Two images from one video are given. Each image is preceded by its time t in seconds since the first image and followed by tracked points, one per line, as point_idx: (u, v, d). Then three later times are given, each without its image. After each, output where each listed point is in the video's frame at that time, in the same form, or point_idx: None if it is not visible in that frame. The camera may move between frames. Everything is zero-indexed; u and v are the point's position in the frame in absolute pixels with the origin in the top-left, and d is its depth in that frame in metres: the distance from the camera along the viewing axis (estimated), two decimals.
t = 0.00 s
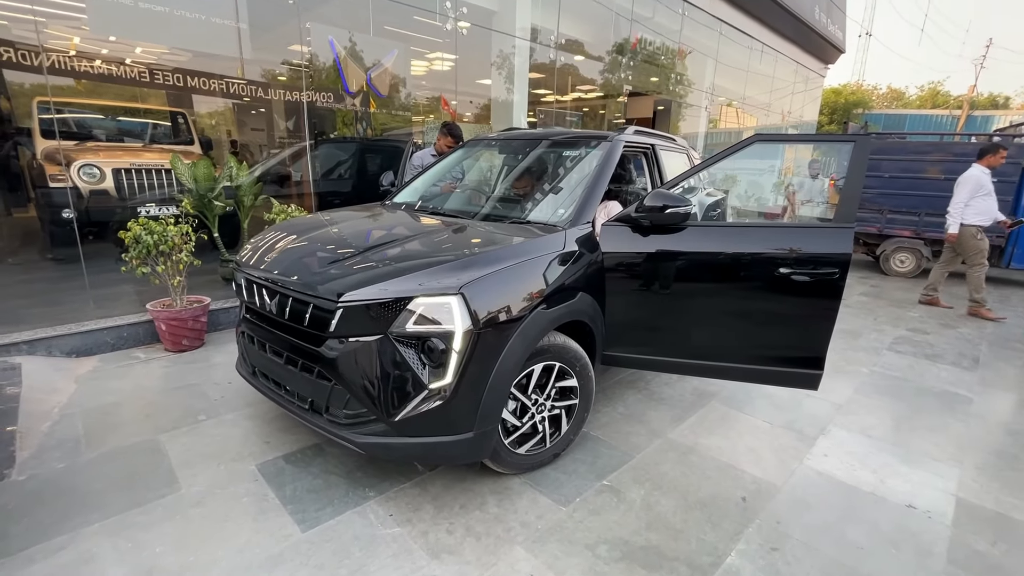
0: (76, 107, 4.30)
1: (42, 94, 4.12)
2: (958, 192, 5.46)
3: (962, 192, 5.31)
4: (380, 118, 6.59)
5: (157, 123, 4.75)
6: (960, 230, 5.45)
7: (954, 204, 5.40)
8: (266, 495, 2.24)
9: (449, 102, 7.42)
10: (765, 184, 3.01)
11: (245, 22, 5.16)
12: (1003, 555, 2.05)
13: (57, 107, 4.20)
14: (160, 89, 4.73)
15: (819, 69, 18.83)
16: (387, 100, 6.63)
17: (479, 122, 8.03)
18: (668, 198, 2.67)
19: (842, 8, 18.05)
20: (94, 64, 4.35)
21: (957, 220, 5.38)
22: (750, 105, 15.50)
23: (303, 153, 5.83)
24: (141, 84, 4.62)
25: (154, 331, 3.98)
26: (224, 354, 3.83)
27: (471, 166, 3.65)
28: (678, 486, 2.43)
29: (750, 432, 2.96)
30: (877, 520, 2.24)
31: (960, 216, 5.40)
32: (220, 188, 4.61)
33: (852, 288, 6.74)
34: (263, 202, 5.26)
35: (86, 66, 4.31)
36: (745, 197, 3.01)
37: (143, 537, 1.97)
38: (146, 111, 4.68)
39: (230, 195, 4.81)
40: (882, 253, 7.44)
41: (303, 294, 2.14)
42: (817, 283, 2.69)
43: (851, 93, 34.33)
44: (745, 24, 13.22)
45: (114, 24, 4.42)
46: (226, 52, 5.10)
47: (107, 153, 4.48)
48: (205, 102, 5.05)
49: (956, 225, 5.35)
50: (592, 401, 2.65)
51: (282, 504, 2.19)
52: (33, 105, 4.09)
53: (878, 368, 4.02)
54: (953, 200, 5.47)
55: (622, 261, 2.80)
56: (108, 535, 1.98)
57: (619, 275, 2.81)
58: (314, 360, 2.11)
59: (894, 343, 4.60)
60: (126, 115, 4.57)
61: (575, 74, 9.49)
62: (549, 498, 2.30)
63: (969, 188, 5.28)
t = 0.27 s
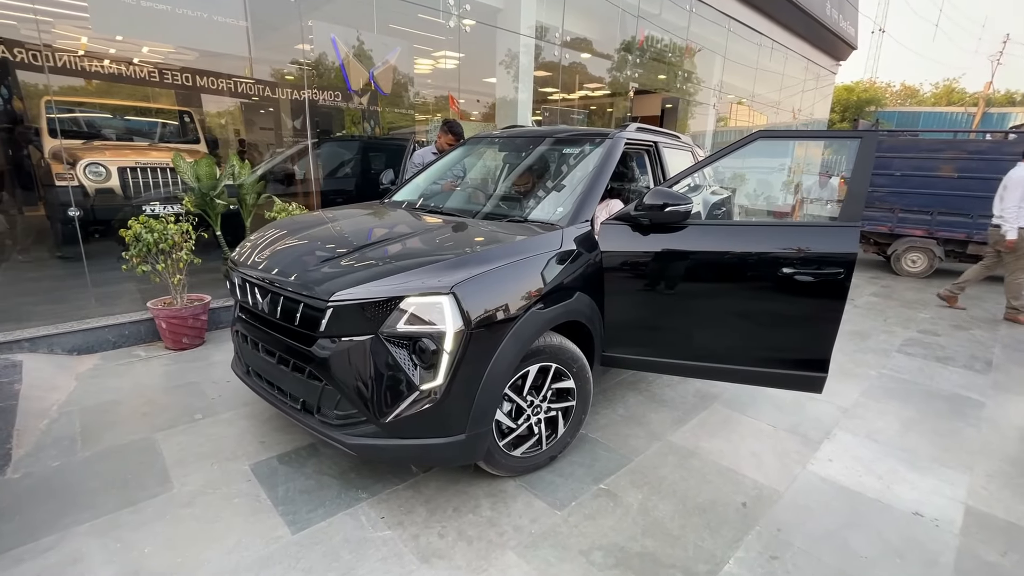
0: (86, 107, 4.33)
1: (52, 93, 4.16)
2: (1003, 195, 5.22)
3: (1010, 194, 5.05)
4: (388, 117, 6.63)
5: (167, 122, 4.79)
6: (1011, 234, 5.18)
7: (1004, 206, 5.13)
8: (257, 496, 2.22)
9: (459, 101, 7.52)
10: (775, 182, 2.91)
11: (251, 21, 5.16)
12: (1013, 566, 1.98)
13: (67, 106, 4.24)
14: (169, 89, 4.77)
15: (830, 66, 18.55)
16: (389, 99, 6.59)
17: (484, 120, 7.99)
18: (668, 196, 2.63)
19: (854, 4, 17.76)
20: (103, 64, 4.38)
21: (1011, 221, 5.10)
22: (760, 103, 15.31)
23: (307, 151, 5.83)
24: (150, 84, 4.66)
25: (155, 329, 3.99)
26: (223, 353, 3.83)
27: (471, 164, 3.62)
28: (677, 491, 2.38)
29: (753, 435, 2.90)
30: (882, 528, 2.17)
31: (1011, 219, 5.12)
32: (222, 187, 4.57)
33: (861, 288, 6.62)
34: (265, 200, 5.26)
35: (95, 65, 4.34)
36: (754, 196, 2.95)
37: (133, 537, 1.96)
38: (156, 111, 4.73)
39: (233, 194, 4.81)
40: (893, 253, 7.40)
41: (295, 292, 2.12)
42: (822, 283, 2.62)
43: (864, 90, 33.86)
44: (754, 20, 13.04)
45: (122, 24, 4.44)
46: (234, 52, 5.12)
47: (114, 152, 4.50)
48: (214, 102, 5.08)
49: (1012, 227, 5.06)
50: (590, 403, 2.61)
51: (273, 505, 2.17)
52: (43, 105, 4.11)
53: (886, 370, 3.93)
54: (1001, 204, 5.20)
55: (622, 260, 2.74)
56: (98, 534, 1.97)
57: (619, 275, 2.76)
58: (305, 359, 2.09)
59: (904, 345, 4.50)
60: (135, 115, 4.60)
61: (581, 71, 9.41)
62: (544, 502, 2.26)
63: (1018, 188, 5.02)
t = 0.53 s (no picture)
0: (95, 108, 4.37)
1: (60, 95, 4.19)
2: None
3: None
4: (394, 118, 6.65)
5: (173, 123, 4.80)
6: None
7: None
8: (248, 499, 2.21)
9: (463, 102, 7.51)
10: (782, 184, 2.86)
11: (254, 22, 5.17)
12: None
13: (75, 107, 4.28)
14: (176, 90, 4.79)
15: (838, 66, 18.37)
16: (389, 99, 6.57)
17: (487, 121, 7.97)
18: (666, 198, 2.59)
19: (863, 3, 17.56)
20: (109, 65, 4.41)
21: None
22: (766, 104, 15.18)
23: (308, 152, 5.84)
24: (157, 85, 4.68)
25: (155, 330, 4.00)
26: (222, 353, 3.83)
27: (469, 166, 3.60)
28: (672, 497, 2.34)
29: (752, 441, 2.85)
30: (883, 538, 2.12)
31: None
32: (223, 187, 4.55)
33: (867, 291, 6.54)
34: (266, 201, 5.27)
35: (101, 67, 4.37)
36: (760, 197, 2.90)
37: (121, 540, 1.95)
38: (164, 113, 4.75)
39: (234, 194, 4.82)
40: (900, 256, 7.34)
41: (286, 294, 2.10)
42: (822, 287, 2.57)
43: (873, 91, 33.54)
44: (761, 20, 12.92)
45: (126, 25, 4.46)
46: (241, 53, 5.14)
47: (119, 152, 4.52)
48: (219, 103, 5.09)
49: None
50: (585, 407, 2.57)
51: (263, 508, 2.15)
52: (51, 107, 4.16)
53: (891, 375, 3.86)
54: None
55: (619, 263, 2.71)
56: (86, 537, 1.96)
57: (615, 277, 2.72)
58: (295, 362, 2.07)
59: (910, 349, 4.43)
60: (141, 116, 4.62)
61: (586, 72, 9.38)
62: (537, 508, 2.22)
63: None
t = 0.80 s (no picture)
0: (104, 109, 4.41)
1: (68, 95, 4.24)
2: None
3: None
4: (399, 118, 6.68)
5: (181, 123, 4.84)
6: None
7: None
8: (244, 497, 2.21)
9: (468, 102, 7.51)
10: (789, 183, 2.83)
11: (260, 22, 5.19)
12: None
13: (84, 108, 4.32)
14: (184, 91, 4.83)
15: (847, 65, 18.20)
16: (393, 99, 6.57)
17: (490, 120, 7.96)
18: (666, 197, 2.57)
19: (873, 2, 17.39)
20: (117, 66, 4.44)
21: None
22: (774, 103, 15.06)
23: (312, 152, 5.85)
24: (165, 86, 4.72)
25: (157, 328, 4.02)
26: (223, 352, 3.84)
27: (471, 164, 3.58)
28: (671, 500, 2.31)
29: (755, 443, 2.81)
30: (886, 543, 2.08)
31: None
32: (226, 186, 4.59)
33: (875, 292, 6.46)
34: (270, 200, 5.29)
35: (109, 67, 4.41)
36: (768, 197, 2.89)
37: (116, 538, 1.95)
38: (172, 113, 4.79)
39: (238, 193, 4.84)
40: (909, 256, 7.24)
41: (283, 293, 2.10)
42: (826, 287, 2.52)
43: (882, 90, 33.22)
44: (769, 19, 12.82)
45: (134, 25, 4.49)
46: (248, 55, 5.17)
47: (125, 152, 4.56)
48: (227, 103, 5.13)
49: None
50: (584, 408, 2.55)
51: (259, 507, 2.15)
52: (60, 107, 4.21)
53: (897, 377, 3.80)
54: None
55: (619, 262, 2.68)
56: (82, 534, 1.96)
57: (615, 277, 2.69)
58: (291, 360, 2.06)
59: (918, 351, 4.36)
60: (149, 116, 4.66)
61: (592, 72, 9.35)
62: (534, 509, 2.20)
63: None
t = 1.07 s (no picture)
0: (112, 108, 4.45)
1: (76, 95, 4.27)
2: None
3: None
4: (404, 118, 6.68)
5: (187, 123, 4.86)
6: None
7: None
8: (247, 495, 2.21)
9: (473, 101, 7.51)
10: (795, 183, 2.83)
11: (265, 22, 5.21)
12: None
13: (92, 107, 4.35)
14: (191, 90, 4.85)
15: (854, 63, 18.06)
16: (397, 98, 6.57)
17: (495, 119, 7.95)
18: (671, 196, 2.56)
19: None
20: (125, 66, 4.47)
21: None
22: (780, 102, 14.97)
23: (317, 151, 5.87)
24: (172, 85, 4.74)
25: (163, 326, 4.05)
26: (228, 350, 3.86)
27: (475, 164, 3.58)
28: (675, 500, 2.30)
29: (759, 444, 2.80)
30: (892, 545, 2.06)
31: None
32: (232, 185, 4.61)
33: (882, 292, 6.40)
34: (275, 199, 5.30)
35: (116, 67, 4.43)
36: (773, 196, 2.85)
37: (121, 534, 1.97)
38: (179, 113, 4.81)
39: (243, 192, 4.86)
40: (917, 256, 7.18)
41: (286, 291, 2.10)
42: (832, 287, 2.50)
43: (890, 89, 32.97)
44: (775, 18, 12.73)
45: (141, 25, 4.51)
46: (254, 54, 5.19)
47: (132, 151, 4.58)
48: (233, 103, 5.14)
49: None
50: (587, 407, 2.54)
51: (262, 505, 2.16)
52: (67, 107, 4.23)
53: (904, 378, 3.77)
54: None
55: (623, 261, 2.67)
56: (87, 531, 1.98)
57: (619, 276, 2.68)
58: (294, 359, 2.07)
59: (925, 351, 4.32)
60: (156, 116, 4.68)
61: (598, 71, 9.33)
62: (536, 508, 2.20)
63: None
